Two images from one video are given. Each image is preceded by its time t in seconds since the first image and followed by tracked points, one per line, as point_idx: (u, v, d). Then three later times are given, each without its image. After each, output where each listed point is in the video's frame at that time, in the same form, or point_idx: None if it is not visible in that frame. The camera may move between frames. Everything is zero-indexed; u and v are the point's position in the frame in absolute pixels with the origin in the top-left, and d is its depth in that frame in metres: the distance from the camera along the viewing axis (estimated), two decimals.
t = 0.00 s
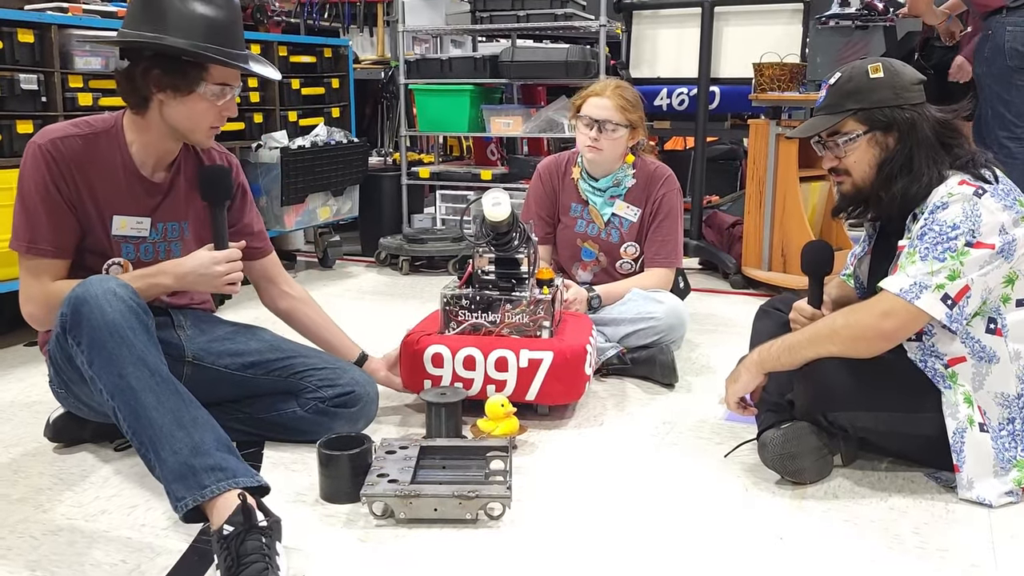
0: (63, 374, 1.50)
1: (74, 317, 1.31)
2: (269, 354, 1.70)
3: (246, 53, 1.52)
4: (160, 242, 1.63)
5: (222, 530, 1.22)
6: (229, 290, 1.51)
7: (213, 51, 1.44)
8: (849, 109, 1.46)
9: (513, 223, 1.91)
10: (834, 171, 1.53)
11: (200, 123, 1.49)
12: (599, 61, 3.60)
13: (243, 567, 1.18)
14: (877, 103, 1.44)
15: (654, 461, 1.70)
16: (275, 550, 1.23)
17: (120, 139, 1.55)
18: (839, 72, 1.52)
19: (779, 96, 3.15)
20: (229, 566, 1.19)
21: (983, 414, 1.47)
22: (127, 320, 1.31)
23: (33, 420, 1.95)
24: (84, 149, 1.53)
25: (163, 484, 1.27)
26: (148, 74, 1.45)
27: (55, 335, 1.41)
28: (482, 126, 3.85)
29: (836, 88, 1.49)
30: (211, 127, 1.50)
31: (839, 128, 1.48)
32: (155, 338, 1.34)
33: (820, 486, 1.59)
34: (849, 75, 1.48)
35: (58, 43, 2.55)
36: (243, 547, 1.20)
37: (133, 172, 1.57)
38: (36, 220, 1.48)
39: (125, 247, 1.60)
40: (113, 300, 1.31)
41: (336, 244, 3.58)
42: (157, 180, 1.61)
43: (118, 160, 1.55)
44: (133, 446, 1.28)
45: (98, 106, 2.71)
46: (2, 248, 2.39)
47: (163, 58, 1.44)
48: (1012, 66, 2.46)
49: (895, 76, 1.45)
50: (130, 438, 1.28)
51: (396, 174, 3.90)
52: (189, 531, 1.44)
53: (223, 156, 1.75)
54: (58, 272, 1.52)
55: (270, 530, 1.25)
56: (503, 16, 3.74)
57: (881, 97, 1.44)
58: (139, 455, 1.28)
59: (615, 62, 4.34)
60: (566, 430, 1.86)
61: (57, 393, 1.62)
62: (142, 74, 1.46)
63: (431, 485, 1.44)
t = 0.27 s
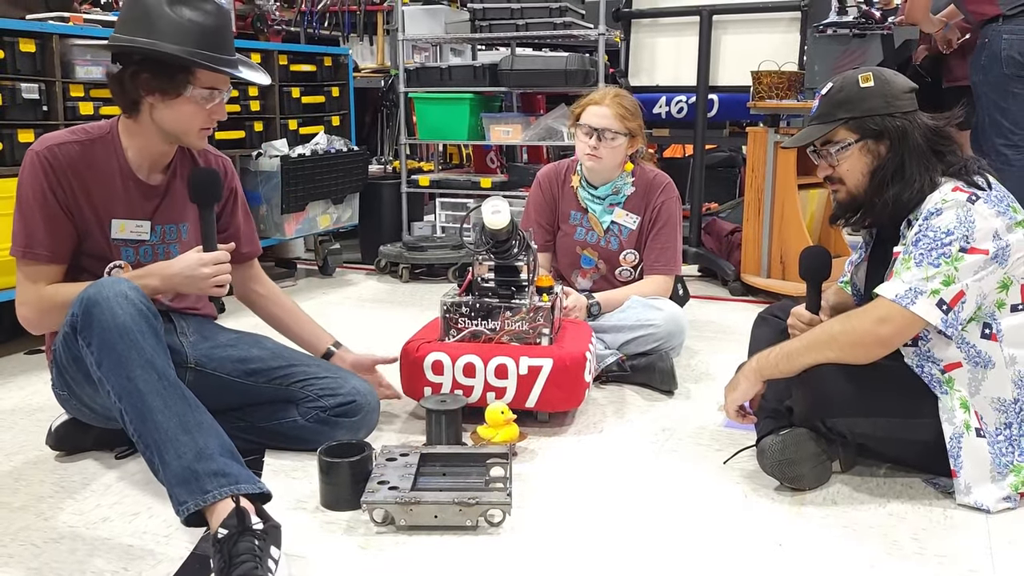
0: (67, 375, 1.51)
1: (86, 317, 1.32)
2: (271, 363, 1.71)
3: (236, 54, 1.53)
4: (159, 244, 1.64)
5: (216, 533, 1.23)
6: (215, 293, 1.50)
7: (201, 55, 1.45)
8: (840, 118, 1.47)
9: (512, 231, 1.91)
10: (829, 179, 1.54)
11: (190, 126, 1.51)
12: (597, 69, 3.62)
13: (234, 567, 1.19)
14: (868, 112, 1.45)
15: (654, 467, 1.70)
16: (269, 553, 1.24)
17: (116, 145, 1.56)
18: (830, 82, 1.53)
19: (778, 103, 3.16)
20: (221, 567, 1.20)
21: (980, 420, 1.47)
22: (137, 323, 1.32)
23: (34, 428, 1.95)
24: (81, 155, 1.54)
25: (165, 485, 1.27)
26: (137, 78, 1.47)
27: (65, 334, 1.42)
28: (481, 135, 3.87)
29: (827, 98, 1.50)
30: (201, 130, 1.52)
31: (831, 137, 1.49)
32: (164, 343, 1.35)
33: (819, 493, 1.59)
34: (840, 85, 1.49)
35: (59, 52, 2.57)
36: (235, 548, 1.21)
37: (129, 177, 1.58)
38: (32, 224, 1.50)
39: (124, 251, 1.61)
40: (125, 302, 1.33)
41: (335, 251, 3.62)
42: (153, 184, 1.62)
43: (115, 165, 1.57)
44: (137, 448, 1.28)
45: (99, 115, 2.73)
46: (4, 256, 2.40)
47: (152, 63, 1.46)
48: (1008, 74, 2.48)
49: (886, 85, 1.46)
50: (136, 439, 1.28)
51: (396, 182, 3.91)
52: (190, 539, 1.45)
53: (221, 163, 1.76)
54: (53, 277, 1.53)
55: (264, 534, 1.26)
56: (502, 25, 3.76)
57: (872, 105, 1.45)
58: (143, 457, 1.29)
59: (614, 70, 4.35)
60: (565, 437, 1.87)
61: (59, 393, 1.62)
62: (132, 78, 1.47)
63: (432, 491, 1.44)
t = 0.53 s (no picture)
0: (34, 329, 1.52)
1: (58, 250, 1.34)
2: (260, 356, 1.71)
3: (207, 60, 1.61)
4: (151, 235, 1.70)
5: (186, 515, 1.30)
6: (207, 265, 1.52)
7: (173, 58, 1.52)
8: (837, 128, 1.49)
9: (512, 239, 1.93)
10: (827, 189, 1.55)
11: (162, 123, 1.57)
12: (597, 79, 3.64)
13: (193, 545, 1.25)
14: (866, 122, 1.47)
15: (654, 475, 1.71)
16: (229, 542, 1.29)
17: (100, 145, 1.62)
18: (828, 92, 1.54)
19: (776, 113, 3.18)
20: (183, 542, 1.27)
21: (978, 427, 1.48)
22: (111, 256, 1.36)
23: (36, 437, 1.96)
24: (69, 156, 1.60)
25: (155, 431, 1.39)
26: (109, 74, 1.53)
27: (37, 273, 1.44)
28: (482, 144, 3.88)
29: (825, 108, 1.52)
30: (173, 129, 1.58)
31: (828, 147, 1.50)
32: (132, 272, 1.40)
33: (818, 500, 1.60)
34: (837, 95, 1.51)
35: (61, 62, 2.58)
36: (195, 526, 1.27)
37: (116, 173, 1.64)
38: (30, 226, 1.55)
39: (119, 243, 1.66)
40: (96, 231, 1.34)
41: (335, 260, 3.63)
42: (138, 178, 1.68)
43: (101, 163, 1.63)
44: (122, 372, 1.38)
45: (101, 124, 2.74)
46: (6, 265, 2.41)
47: (124, 62, 1.52)
48: (1006, 84, 2.49)
49: (882, 94, 1.47)
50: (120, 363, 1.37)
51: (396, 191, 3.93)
52: (191, 547, 1.45)
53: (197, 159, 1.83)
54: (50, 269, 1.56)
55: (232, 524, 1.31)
56: (503, 34, 3.78)
57: (869, 115, 1.47)
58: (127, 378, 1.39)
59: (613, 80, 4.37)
60: (565, 445, 1.87)
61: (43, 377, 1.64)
62: (105, 79, 1.54)
63: (432, 499, 1.45)
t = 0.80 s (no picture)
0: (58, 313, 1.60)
1: (121, 236, 1.48)
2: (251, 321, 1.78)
3: (231, 60, 1.71)
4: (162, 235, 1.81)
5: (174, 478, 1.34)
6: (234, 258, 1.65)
7: (203, 56, 1.62)
8: (840, 127, 1.49)
9: (513, 240, 1.93)
10: (829, 188, 1.55)
11: (186, 121, 1.67)
12: (597, 80, 3.64)
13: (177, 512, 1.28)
14: (868, 122, 1.47)
15: (655, 474, 1.71)
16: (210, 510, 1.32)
17: (127, 141, 1.71)
18: (831, 90, 1.54)
19: (776, 113, 3.18)
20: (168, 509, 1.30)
21: (979, 427, 1.48)
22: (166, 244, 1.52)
23: (37, 437, 1.96)
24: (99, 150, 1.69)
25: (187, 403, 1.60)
26: (139, 73, 1.63)
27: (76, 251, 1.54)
28: (482, 145, 3.88)
29: (828, 107, 1.52)
30: (196, 125, 1.68)
31: (831, 146, 1.50)
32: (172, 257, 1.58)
33: (818, 499, 1.60)
34: (840, 94, 1.50)
35: (63, 64, 2.59)
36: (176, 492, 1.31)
37: (138, 168, 1.73)
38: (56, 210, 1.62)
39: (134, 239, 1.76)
40: (158, 222, 1.51)
41: (336, 261, 3.64)
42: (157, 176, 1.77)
43: (128, 159, 1.72)
44: (156, 352, 1.54)
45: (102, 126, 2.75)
46: (8, 266, 2.42)
47: (155, 61, 1.62)
48: (1006, 83, 2.50)
49: (885, 94, 1.47)
50: (157, 344, 1.54)
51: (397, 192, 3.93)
52: (193, 547, 1.45)
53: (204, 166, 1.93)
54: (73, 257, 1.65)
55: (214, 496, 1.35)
56: (503, 35, 3.79)
57: (872, 115, 1.46)
58: (158, 358, 1.55)
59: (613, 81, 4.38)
60: (566, 445, 1.87)
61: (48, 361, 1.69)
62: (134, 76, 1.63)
63: (433, 498, 1.45)
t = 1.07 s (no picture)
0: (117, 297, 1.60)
1: (215, 230, 1.57)
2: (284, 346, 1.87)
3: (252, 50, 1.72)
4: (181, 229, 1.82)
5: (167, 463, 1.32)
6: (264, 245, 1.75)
7: (226, 46, 1.63)
8: (832, 126, 1.49)
9: (509, 239, 1.92)
10: (822, 186, 1.56)
11: (209, 112, 1.68)
12: (592, 79, 3.64)
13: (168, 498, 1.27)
14: (860, 120, 1.47)
15: (652, 472, 1.72)
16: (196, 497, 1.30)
17: (150, 132, 1.72)
18: (823, 89, 1.55)
19: (771, 111, 3.18)
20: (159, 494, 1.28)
21: (973, 421, 1.48)
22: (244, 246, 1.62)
23: (35, 442, 1.96)
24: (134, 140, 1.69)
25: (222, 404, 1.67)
26: (163, 65, 1.64)
27: (153, 238, 1.58)
28: (478, 145, 3.88)
29: (820, 106, 1.52)
30: (220, 116, 1.69)
31: (822, 145, 1.50)
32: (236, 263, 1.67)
33: (815, 495, 1.60)
34: (832, 92, 1.51)
35: (53, 67, 2.59)
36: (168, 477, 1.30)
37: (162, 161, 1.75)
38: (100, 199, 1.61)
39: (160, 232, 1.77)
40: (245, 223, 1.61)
41: (332, 262, 3.63)
42: (175, 170, 1.79)
43: (154, 151, 1.73)
44: (208, 349, 1.62)
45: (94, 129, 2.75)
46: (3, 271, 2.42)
47: (178, 52, 1.63)
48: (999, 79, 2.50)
49: (877, 92, 1.48)
50: (213, 341, 1.61)
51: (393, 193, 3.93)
52: (190, 550, 1.45)
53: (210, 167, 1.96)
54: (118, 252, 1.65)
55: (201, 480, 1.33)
56: (497, 35, 3.79)
57: (864, 113, 1.47)
58: (208, 355, 1.62)
59: (608, 80, 4.38)
60: (564, 444, 1.88)
61: (76, 353, 1.67)
62: (159, 67, 1.65)
63: (432, 499, 1.45)
